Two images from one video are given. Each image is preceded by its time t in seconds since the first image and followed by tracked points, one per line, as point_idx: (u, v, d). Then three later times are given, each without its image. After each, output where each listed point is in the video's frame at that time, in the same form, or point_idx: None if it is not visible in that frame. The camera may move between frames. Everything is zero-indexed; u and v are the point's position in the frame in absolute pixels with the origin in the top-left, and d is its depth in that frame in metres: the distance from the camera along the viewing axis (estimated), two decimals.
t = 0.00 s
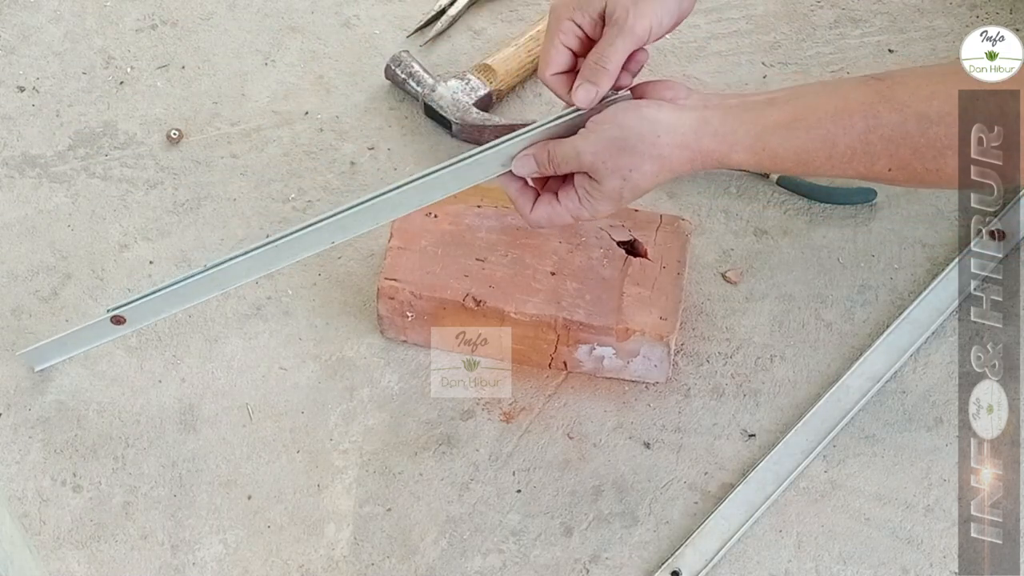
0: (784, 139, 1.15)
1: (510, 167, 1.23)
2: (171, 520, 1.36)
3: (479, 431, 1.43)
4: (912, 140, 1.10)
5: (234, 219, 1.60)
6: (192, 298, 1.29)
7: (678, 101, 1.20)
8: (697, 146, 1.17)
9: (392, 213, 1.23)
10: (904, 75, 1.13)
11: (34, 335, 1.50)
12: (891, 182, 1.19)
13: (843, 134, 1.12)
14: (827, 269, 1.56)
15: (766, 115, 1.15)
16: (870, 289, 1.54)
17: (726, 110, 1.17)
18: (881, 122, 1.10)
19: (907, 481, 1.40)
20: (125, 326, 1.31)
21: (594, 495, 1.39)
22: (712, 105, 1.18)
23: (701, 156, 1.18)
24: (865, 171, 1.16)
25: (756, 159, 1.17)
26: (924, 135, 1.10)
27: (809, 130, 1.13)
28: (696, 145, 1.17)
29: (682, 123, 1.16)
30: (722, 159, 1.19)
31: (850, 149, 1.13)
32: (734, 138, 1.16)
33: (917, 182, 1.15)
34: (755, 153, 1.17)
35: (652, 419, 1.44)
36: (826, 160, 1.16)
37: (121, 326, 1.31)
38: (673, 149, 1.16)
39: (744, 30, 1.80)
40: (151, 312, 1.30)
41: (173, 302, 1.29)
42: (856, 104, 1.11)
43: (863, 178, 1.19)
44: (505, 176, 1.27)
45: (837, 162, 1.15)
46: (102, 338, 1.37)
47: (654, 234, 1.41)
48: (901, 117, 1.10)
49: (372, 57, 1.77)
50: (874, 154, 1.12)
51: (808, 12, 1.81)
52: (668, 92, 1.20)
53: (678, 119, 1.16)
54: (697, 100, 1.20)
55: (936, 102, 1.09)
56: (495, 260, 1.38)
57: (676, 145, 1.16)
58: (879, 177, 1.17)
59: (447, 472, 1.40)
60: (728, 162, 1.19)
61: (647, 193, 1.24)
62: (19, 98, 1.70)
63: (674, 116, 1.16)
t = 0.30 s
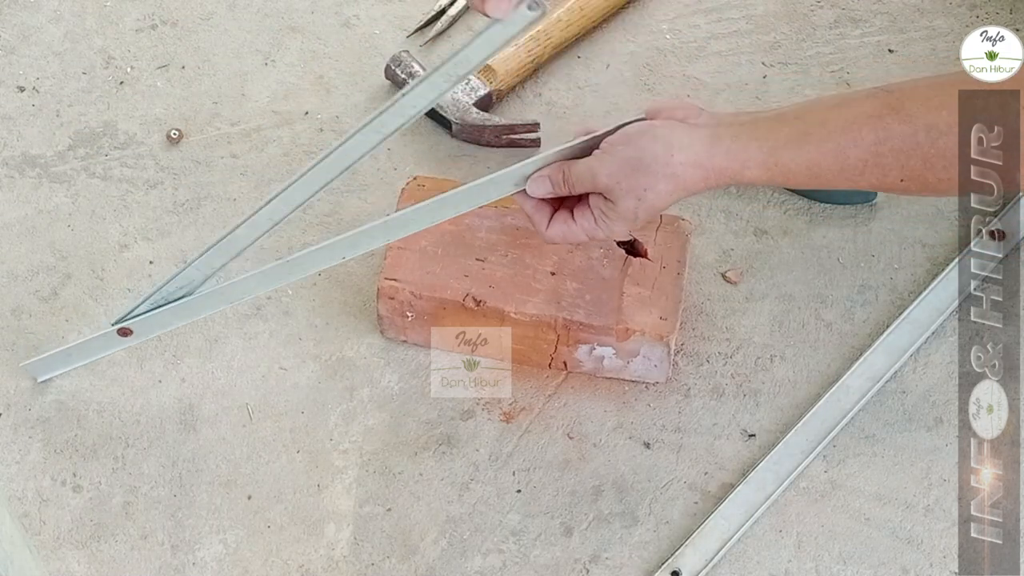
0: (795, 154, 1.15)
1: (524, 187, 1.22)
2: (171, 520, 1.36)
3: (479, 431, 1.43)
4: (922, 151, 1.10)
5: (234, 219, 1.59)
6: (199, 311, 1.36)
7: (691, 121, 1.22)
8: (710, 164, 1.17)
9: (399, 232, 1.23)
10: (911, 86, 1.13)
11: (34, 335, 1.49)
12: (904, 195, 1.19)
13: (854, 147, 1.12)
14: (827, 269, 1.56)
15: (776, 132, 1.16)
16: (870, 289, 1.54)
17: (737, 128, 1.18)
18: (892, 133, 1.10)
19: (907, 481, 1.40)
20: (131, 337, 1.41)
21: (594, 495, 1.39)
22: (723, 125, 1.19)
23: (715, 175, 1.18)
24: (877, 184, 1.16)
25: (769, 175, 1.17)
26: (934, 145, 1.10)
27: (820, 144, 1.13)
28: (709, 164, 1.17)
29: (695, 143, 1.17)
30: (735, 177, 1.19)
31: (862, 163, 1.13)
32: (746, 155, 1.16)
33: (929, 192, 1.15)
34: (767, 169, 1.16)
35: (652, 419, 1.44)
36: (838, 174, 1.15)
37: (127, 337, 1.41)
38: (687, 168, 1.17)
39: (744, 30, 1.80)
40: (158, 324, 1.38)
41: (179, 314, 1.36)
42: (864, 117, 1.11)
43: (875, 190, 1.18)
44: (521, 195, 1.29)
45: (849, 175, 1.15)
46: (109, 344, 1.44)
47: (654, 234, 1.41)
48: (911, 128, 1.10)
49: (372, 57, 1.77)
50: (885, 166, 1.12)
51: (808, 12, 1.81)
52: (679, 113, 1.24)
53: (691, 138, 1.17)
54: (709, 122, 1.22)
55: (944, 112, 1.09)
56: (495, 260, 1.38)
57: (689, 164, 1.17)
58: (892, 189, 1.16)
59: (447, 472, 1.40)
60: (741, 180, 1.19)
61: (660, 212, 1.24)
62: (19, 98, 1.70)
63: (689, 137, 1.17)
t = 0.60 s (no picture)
0: (794, 153, 1.15)
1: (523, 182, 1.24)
2: (171, 520, 1.36)
3: (479, 431, 1.43)
4: (920, 151, 1.10)
5: (234, 218, 1.59)
6: (199, 309, 1.37)
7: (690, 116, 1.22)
8: (710, 161, 1.17)
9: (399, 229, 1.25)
10: (911, 84, 1.13)
11: (34, 335, 1.49)
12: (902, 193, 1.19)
13: (854, 147, 1.12)
14: (827, 269, 1.56)
15: (776, 130, 1.15)
16: (870, 289, 1.54)
17: (737, 124, 1.17)
18: (891, 133, 1.10)
19: (907, 481, 1.40)
20: (131, 337, 1.41)
21: (594, 495, 1.39)
22: (722, 120, 1.19)
23: (714, 172, 1.18)
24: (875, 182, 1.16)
25: (768, 171, 1.18)
26: (932, 145, 1.10)
27: (819, 143, 1.13)
28: (708, 162, 1.17)
29: (695, 140, 1.16)
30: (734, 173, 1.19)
31: (861, 162, 1.13)
32: (746, 153, 1.16)
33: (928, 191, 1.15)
34: (766, 167, 1.17)
35: (652, 419, 1.44)
36: (837, 172, 1.16)
37: (127, 337, 1.41)
38: (687, 166, 1.17)
39: (744, 30, 1.80)
40: (160, 324, 1.39)
41: (179, 314, 1.37)
42: (864, 116, 1.11)
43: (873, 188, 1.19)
44: (519, 190, 1.29)
45: (848, 173, 1.15)
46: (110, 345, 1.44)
47: (654, 234, 1.41)
48: (910, 129, 1.10)
49: (372, 57, 1.77)
50: (885, 165, 1.13)
51: (808, 12, 1.81)
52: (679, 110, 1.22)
53: (691, 135, 1.17)
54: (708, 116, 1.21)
55: (943, 111, 1.09)
56: (495, 260, 1.39)
57: (689, 162, 1.17)
58: (890, 188, 1.17)
59: (447, 472, 1.40)
60: (740, 176, 1.19)
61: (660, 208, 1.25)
62: (19, 98, 1.70)
63: (689, 134, 1.17)
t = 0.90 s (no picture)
0: (794, 154, 1.15)
1: (519, 181, 1.25)
2: (171, 520, 1.36)
3: (479, 431, 1.43)
4: (920, 154, 1.10)
5: (234, 219, 1.59)
6: (199, 311, 1.33)
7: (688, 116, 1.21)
8: (710, 162, 1.17)
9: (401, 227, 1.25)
10: (912, 85, 1.13)
11: (34, 335, 1.49)
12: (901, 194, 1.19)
13: (854, 149, 1.12)
14: (827, 269, 1.56)
15: (776, 131, 1.15)
16: (870, 289, 1.54)
17: (737, 124, 1.17)
18: (891, 136, 1.10)
19: (907, 481, 1.40)
20: (129, 338, 1.36)
21: (594, 495, 1.39)
22: (721, 119, 1.19)
23: (713, 173, 1.19)
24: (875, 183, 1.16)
25: (767, 172, 1.18)
26: (932, 148, 1.10)
27: (820, 145, 1.13)
28: (708, 163, 1.17)
29: (695, 141, 1.16)
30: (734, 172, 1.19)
31: (861, 164, 1.13)
32: (745, 154, 1.16)
33: (927, 194, 1.15)
34: (766, 168, 1.17)
35: (652, 419, 1.44)
36: (836, 173, 1.16)
37: (126, 338, 1.37)
38: (686, 167, 1.17)
39: (744, 30, 1.80)
40: (156, 325, 1.34)
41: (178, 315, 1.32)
42: (864, 119, 1.11)
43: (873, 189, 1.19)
44: (516, 189, 1.29)
45: (847, 174, 1.15)
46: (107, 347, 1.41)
47: (654, 234, 1.41)
48: (910, 132, 1.09)
49: (372, 57, 1.77)
50: (884, 168, 1.13)
51: (808, 12, 1.81)
52: (676, 109, 1.23)
53: (690, 135, 1.16)
54: (707, 115, 1.21)
55: (943, 114, 1.09)
56: (495, 260, 1.39)
57: (689, 163, 1.17)
58: (889, 189, 1.17)
59: (447, 472, 1.40)
60: (739, 176, 1.20)
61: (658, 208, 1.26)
62: (19, 98, 1.70)
63: (688, 134, 1.16)
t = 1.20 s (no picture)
0: (792, 149, 1.15)
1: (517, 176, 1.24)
2: (171, 520, 1.36)
3: (479, 431, 1.43)
4: (918, 150, 1.11)
5: (234, 219, 1.59)
6: (198, 309, 1.33)
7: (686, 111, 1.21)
8: (707, 157, 1.17)
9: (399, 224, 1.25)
10: (910, 82, 1.13)
11: (33, 335, 1.49)
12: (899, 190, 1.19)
13: (852, 144, 1.12)
14: (827, 269, 1.56)
15: (775, 126, 1.15)
16: (870, 289, 1.54)
17: (735, 119, 1.17)
18: (889, 132, 1.10)
19: (907, 481, 1.40)
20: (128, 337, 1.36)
21: (594, 495, 1.39)
22: (719, 114, 1.19)
23: (710, 167, 1.19)
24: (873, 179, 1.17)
25: (764, 166, 1.18)
26: (930, 144, 1.10)
27: (818, 139, 1.13)
28: (705, 157, 1.17)
29: (693, 135, 1.16)
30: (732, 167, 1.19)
31: (859, 159, 1.13)
32: (743, 148, 1.16)
33: (925, 190, 1.15)
34: (764, 163, 1.17)
35: (652, 419, 1.44)
36: (834, 169, 1.16)
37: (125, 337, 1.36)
38: (683, 161, 1.17)
39: (744, 30, 1.80)
40: (156, 325, 1.34)
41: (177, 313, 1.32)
42: (863, 114, 1.11)
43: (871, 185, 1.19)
44: (514, 184, 1.28)
45: (845, 170, 1.15)
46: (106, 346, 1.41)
47: (654, 234, 1.41)
48: (908, 127, 1.10)
49: (372, 57, 1.77)
50: (882, 163, 1.13)
51: (807, 12, 1.82)
52: (676, 103, 1.22)
53: (688, 130, 1.16)
54: (705, 110, 1.21)
55: (941, 109, 1.09)
56: (495, 260, 1.39)
57: (686, 158, 1.17)
58: (886, 185, 1.17)
59: (447, 472, 1.40)
60: (737, 171, 1.20)
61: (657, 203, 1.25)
62: (19, 98, 1.70)
63: (685, 129, 1.16)
